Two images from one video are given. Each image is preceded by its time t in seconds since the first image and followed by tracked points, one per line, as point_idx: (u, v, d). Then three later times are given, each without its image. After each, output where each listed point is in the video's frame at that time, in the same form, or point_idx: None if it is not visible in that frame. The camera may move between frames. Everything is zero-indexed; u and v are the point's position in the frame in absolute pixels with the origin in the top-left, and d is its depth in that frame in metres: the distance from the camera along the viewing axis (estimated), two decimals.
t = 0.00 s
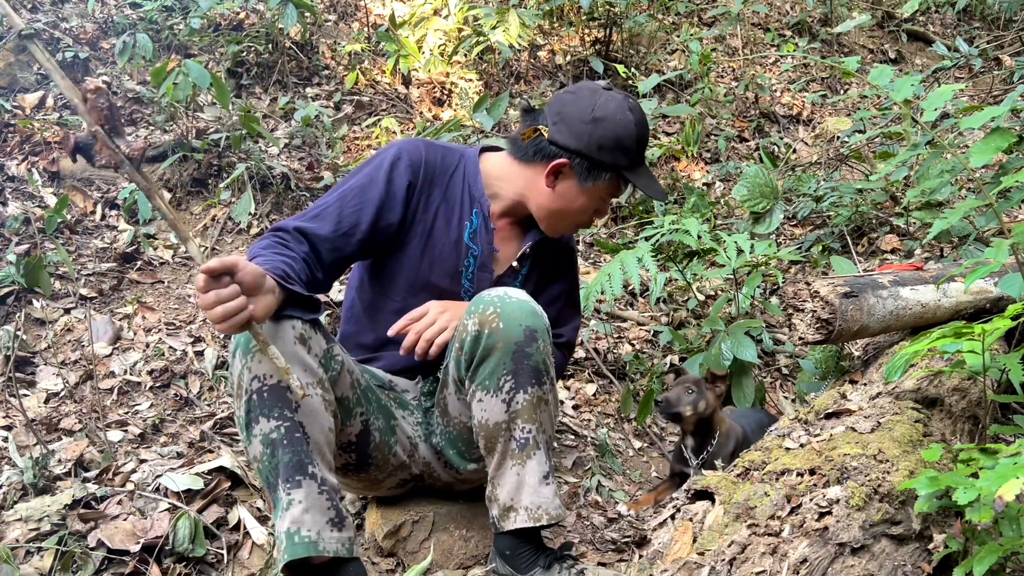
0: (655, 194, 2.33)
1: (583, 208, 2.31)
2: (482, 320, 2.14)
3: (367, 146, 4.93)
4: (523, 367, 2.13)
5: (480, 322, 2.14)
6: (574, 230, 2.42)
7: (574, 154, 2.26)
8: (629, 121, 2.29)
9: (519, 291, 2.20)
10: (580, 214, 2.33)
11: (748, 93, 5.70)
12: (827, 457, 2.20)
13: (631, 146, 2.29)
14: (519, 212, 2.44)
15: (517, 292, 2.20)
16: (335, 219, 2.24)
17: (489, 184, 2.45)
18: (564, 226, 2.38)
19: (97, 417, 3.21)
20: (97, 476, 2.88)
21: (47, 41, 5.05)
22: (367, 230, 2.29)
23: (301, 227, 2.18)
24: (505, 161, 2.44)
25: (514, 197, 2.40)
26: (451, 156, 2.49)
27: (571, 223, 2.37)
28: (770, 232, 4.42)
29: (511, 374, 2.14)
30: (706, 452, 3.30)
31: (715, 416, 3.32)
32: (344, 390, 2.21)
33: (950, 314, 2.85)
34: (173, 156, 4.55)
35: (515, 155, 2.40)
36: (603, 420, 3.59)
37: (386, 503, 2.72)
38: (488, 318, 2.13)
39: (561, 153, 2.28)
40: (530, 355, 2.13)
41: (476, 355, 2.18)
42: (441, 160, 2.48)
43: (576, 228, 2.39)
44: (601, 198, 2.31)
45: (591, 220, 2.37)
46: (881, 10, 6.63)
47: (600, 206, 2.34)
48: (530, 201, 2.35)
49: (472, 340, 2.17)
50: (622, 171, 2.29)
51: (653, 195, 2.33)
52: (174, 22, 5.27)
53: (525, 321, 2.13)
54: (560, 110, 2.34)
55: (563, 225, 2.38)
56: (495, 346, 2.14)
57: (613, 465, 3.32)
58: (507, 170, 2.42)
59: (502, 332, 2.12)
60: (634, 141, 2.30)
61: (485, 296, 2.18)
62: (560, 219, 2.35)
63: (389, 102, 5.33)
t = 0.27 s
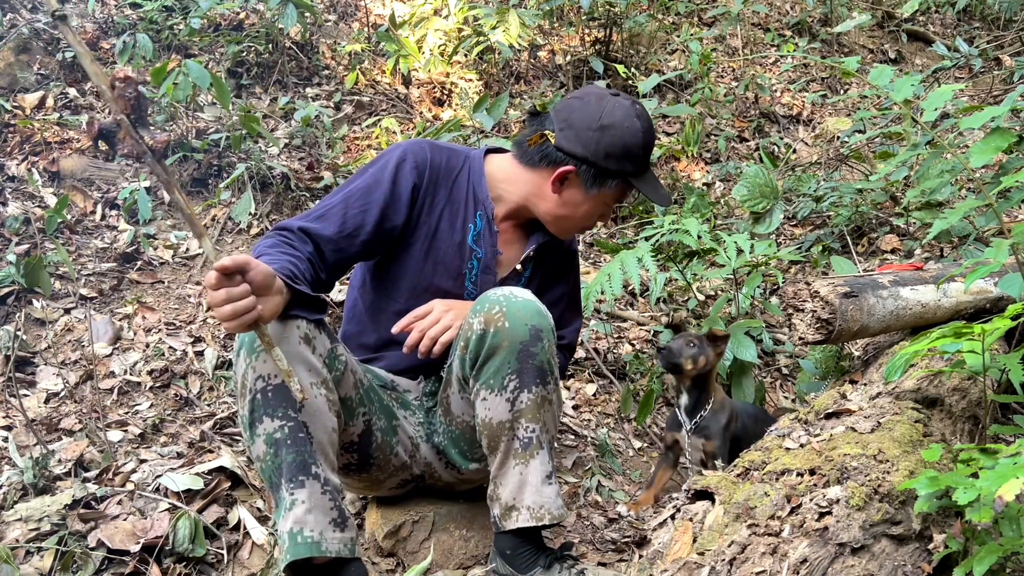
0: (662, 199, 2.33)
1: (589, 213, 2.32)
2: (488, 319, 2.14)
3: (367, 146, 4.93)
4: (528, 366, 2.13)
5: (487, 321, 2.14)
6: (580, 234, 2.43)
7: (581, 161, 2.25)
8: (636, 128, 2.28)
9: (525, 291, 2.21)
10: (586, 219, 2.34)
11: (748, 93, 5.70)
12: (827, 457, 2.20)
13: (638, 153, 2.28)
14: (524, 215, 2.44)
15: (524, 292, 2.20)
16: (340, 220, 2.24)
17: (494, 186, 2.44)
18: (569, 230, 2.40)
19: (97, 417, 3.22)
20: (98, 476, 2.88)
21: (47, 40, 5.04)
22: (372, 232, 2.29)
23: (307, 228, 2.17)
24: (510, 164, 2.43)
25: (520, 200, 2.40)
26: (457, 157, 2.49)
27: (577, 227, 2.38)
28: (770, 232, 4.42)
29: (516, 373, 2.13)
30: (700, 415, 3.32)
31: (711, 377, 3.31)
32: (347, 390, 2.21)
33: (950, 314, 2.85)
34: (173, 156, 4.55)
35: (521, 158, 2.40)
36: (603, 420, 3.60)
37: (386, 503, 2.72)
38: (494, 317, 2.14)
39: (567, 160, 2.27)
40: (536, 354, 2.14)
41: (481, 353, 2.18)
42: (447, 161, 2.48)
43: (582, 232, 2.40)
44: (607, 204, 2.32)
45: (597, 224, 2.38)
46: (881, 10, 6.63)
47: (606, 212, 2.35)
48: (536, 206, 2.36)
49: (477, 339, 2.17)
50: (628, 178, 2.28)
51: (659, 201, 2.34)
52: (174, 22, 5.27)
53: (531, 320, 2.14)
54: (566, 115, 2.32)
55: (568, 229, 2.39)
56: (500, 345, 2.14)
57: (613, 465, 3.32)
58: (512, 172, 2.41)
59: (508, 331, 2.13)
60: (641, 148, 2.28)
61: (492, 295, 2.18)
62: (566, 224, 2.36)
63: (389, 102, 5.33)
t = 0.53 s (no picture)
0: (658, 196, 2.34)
1: (587, 210, 2.32)
2: (490, 319, 2.14)
3: (367, 146, 4.93)
4: (530, 366, 2.13)
5: (488, 320, 2.15)
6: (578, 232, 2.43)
7: (579, 157, 2.25)
8: (632, 125, 2.29)
9: (527, 291, 2.21)
10: (584, 216, 2.34)
11: (748, 93, 5.70)
12: (827, 457, 2.20)
13: (635, 149, 2.28)
14: (521, 212, 2.44)
15: (525, 291, 2.20)
16: (339, 221, 2.24)
17: (492, 184, 2.44)
18: (567, 227, 2.39)
19: (97, 417, 3.22)
20: (98, 476, 2.88)
21: (47, 41, 5.04)
22: (371, 233, 2.29)
23: (306, 229, 2.17)
24: (507, 162, 2.43)
25: (518, 197, 2.40)
26: (454, 157, 2.49)
27: (574, 225, 2.38)
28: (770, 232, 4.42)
29: (517, 373, 2.14)
30: (690, 380, 3.37)
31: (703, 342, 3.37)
32: (348, 390, 2.21)
33: (950, 314, 2.85)
34: (173, 156, 4.56)
35: (518, 156, 2.40)
36: (603, 420, 3.60)
37: (386, 503, 2.72)
38: (495, 317, 2.14)
39: (565, 156, 2.27)
40: (537, 354, 2.14)
41: (483, 353, 2.18)
42: (444, 162, 2.47)
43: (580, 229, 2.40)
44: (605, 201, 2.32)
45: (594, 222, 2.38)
46: (881, 10, 6.63)
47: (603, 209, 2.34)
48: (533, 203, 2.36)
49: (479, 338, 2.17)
50: (625, 175, 2.28)
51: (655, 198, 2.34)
52: (174, 22, 5.27)
53: (532, 320, 2.14)
54: (563, 112, 2.32)
55: (566, 227, 2.39)
56: (502, 344, 2.14)
57: (613, 465, 3.32)
58: (510, 170, 2.41)
59: (509, 331, 2.13)
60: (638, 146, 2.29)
61: (494, 294, 2.18)
62: (563, 221, 2.36)
63: (389, 102, 5.34)
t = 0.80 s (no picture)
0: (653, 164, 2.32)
1: (584, 187, 2.29)
2: (489, 319, 2.15)
3: (367, 146, 4.93)
4: (529, 366, 2.13)
5: (488, 320, 2.15)
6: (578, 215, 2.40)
7: (566, 137, 2.24)
8: (613, 97, 2.29)
9: (526, 291, 2.21)
10: (582, 195, 2.30)
11: (748, 93, 5.70)
12: (827, 457, 2.20)
13: (620, 121, 2.28)
14: (517, 205, 2.43)
15: (524, 291, 2.20)
16: (334, 224, 2.23)
17: (484, 181, 2.45)
18: (568, 211, 2.36)
19: (97, 417, 3.22)
20: (98, 476, 2.88)
21: (48, 41, 5.04)
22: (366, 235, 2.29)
23: (300, 232, 2.17)
24: (497, 158, 2.44)
25: (512, 190, 2.39)
26: (446, 157, 2.49)
27: (574, 207, 2.35)
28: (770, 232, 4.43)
29: (517, 373, 2.14)
30: (676, 368, 3.34)
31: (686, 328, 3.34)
32: (348, 390, 2.21)
33: (950, 314, 2.85)
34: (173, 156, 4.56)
35: (506, 151, 2.40)
36: (603, 420, 3.60)
37: (386, 503, 2.72)
38: (495, 317, 2.14)
39: (552, 139, 2.27)
40: (536, 354, 2.14)
41: (482, 354, 2.18)
42: (436, 162, 2.47)
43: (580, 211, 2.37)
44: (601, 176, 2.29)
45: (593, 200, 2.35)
46: (881, 10, 6.63)
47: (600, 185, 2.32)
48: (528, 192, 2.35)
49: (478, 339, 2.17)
50: (615, 147, 2.27)
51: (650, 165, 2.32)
52: (174, 22, 5.27)
53: (531, 319, 2.14)
54: (542, 99, 2.33)
55: (565, 211, 2.36)
56: (501, 345, 2.14)
57: (613, 465, 3.32)
58: (500, 165, 2.42)
59: (509, 330, 2.13)
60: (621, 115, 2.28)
61: (493, 294, 2.19)
62: (562, 204, 2.33)
63: (389, 102, 5.34)
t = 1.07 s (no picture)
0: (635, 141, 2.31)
1: (566, 169, 2.29)
2: (493, 318, 2.14)
3: (367, 146, 4.94)
4: (533, 365, 2.13)
5: (492, 319, 2.14)
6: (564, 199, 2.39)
7: (544, 119, 2.25)
8: (586, 76, 2.29)
9: (531, 290, 2.21)
10: (565, 176, 2.30)
11: (748, 93, 5.70)
12: (827, 457, 2.20)
13: (597, 99, 2.28)
14: (504, 195, 2.43)
15: (529, 290, 2.20)
16: (324, 235, 2.24)
17: (467, 175, 2.45)
18: (553, 194, 2.35)
19: (97, 417, 3.21)
20: (98, 476, 2.88)
21: (47, 41, 5.04)
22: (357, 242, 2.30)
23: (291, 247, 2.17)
24: (478, 150, 2.44)
25: (496, 180, 2.39)
26: (427, 155, 2.48)
27: (559, 190, 2.34)
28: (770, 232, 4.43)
29: (521, 372, 2.14)
30: (660, 365, 3.29)
31: (671, 327, 3.29)
32: (353, 390, 2.21)
33: (950, 314, 2.85)
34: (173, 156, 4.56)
35: (486, 141, 2.40)
36: (603, 420, 3.60)
37: (385, 503, 2.72)
38: (500, 316, 2.13)
39: (531, 124, 2.27)
40: (541, 353, 2.14)
41: (486, 352, 2.18)
42: (418, 161, 2.46)
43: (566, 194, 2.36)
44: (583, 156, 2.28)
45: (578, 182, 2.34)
46: (881, 10, 6.63)
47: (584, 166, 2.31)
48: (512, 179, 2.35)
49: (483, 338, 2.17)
50: (594, 126, 2.27)
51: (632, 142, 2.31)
52: (174, 22, 5.27)
53: (536, 318, 2.14)
54: (517, 85, 2.34)
55: (551, 195, 2.35)
56: (506, 344, 2.14)
57: (612, 465, 3.32)
58: (482, 156, 2.42)
59: (513, 330, 2.13)
60: (596, 93, 2.29)
61: (497, 293, 2.18)
62: (546, 188, 2.33)
63: (389, 102, 5.34)
